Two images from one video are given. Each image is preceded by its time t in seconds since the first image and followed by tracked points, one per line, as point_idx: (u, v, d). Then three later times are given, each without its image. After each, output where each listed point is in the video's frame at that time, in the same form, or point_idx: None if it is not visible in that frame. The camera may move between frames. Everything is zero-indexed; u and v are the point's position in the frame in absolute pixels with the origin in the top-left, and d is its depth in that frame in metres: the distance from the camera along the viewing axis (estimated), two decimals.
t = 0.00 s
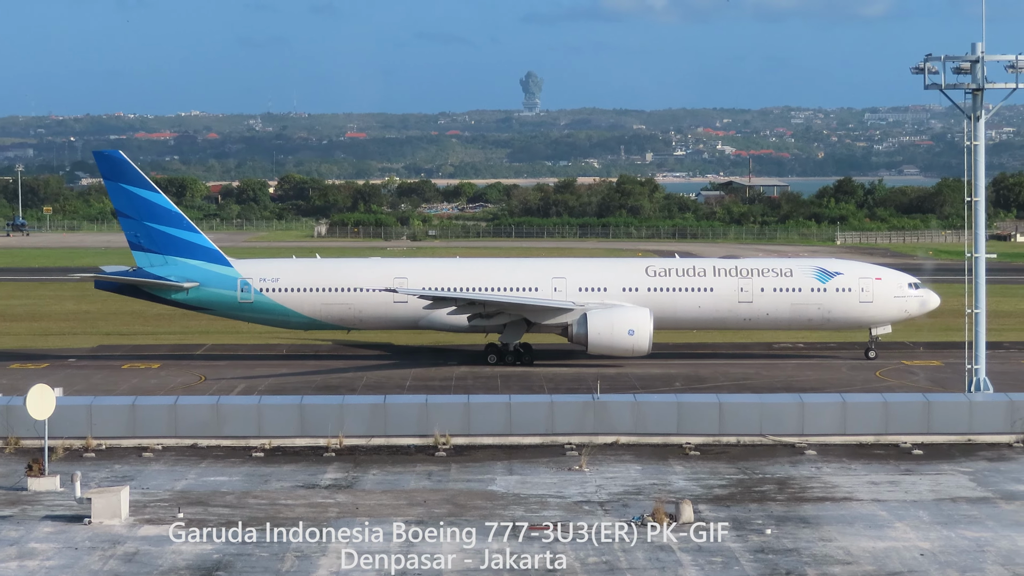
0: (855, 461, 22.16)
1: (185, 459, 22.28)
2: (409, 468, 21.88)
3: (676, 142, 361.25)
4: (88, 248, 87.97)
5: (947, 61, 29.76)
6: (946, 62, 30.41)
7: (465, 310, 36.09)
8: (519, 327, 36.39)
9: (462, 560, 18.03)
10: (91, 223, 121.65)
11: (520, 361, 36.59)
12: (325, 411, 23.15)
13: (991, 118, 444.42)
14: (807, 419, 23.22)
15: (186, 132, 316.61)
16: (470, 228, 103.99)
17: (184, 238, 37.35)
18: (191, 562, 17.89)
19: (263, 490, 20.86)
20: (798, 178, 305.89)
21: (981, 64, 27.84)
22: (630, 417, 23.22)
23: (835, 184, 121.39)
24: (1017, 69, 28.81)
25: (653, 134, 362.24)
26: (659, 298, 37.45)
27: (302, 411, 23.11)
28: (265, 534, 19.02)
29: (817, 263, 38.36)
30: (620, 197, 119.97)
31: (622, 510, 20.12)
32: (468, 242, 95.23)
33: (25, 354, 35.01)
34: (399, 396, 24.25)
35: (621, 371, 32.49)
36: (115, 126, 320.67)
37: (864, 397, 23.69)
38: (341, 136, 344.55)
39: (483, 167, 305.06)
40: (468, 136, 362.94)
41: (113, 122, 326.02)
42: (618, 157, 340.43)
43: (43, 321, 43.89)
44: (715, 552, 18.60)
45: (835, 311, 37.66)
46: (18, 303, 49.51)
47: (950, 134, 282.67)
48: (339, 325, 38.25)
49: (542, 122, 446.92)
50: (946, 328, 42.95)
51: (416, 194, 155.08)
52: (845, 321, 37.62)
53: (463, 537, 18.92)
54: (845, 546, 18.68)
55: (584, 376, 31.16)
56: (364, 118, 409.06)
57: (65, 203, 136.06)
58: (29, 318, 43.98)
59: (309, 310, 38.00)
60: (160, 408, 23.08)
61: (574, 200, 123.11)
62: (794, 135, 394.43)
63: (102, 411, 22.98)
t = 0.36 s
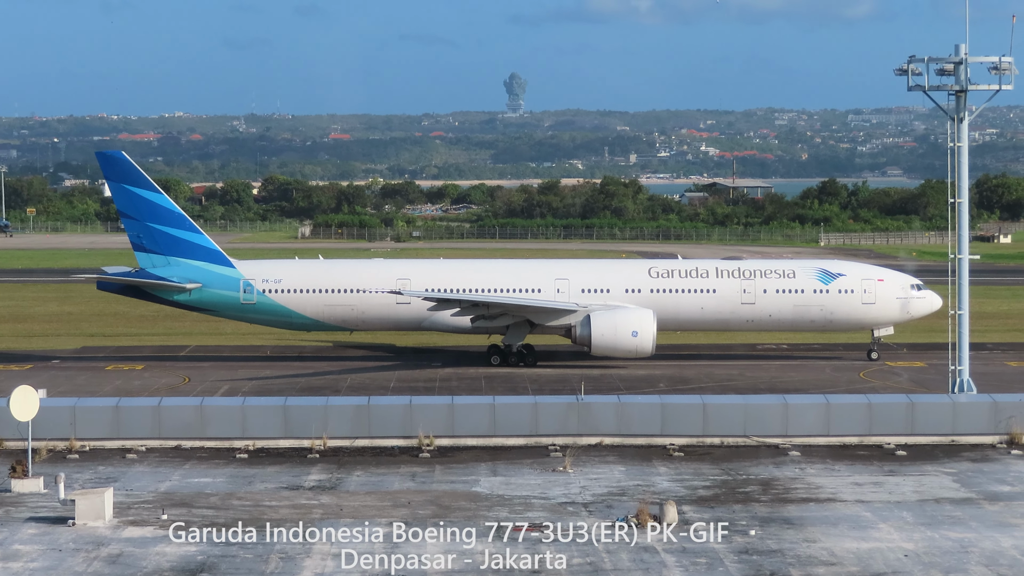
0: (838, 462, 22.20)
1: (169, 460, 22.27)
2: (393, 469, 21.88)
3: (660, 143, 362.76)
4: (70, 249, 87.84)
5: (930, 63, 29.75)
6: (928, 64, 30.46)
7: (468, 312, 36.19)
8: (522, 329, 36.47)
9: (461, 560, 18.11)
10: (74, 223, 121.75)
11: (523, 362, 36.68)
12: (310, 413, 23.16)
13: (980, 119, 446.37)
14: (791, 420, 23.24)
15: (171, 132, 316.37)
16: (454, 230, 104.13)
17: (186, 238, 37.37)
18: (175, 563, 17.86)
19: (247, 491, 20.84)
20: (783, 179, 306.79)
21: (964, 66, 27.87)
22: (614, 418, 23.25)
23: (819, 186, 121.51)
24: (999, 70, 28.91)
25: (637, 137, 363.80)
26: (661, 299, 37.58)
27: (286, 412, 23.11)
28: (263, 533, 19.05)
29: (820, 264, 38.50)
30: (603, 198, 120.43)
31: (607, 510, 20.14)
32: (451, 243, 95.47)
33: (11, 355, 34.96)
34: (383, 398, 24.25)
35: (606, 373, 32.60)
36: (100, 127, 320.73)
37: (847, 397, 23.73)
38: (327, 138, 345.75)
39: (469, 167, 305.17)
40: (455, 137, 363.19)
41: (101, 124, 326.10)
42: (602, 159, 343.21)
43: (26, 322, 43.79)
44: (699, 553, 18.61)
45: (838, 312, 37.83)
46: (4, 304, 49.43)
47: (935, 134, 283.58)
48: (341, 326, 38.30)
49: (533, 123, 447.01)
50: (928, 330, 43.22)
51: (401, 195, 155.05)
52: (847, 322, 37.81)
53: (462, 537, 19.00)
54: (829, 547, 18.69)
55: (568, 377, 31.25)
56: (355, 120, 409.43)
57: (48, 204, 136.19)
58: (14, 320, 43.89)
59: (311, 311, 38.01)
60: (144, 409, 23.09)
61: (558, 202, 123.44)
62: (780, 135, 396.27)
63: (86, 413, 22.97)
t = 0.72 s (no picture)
0: (837, 463, 22.18)
1: (167, 461, 22.27)
2: (390, 470, 21.88)
3: (657, 144, 363.87)
4: (68, 251, 87.87)
5: (928, 63, 29.69)
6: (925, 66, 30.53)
7: (486, 313, 36.45)
8: (539, 330, 36.79)
9: (463, 560, 18.12)
10: (72, 225, 122.06)
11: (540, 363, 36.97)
12: (307, 414, 23.16)
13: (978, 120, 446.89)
14: (790, 421, 23.22)
15: (167, 134, 316.75)
16: (452, 231, 104.14)
17: (203, 239, 37.63)
18: (173, 564, 17.85)
19: (245, 493, 20.84)
20: (779, 180, 307.23)
21: (961, 67, 27.95)
22: (613, 420, 23.24)
23: (817, 187, 121.57)
24: (996, 71, 28.98)
25: (635, 137, 364.09)
26: (678, 300, 37.88)
27: (284, 413, 23.10)
28: (264, 534, 19.08)
29: (836, 265, 38.76)
30: (601, 199, 120.50)
31: (604, 511, 20.14)
32: (450, 244, 95.50)
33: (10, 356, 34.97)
34: (380, 398, 24.24)
35: (604, 374, 32.65)
36: (97, 130, 321.29)
37: (846, 398, 23.71)
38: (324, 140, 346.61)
39: (465, 167, 305.72)
40: (450, 139, 363.61)
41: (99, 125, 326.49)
42: (600, 160, 342.29)
43: (25, 323, 43.81)
44: (697, 554, 18.61)
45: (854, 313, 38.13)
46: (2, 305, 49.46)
47: (931, 135, 284.06)
48: (358, 326, 38.60)
49: (530, 125, 446.85)
50: (926, 333, 43.28)
51: (398, 197, 155.02)
52: (864, 323, 38.11)
53: (463, 537, 19.01)
54: (827, 548, 18.68)
55: (566, 378, 31.29)
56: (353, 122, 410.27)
57: (46, 206, 136.43)
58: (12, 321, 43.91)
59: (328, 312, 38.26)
60: (142, 410, 23.08)
61: (555, 203, 123.45)
62: (777, 136, 396.91)
63: (83, 414, 22.98)
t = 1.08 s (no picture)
0: (828, 463, 22.20)
1: (158, 462, 22.26)
2: (381, 471, 21.88)
3: (648, 145, 364.77)
4: (57, 252, 87.76)
5: (919, 63, 29.69)
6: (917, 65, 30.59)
7: (498, 314, 36.83)
8: (550, 330, 37.17)
9: (463, 560, 18.14)
10: (63, 225, 122.12)
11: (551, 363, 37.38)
12: (298, 414, 23.17)
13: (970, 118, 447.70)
14: (781, 421, 23.24)
15: (158, 134, 316.55)
16: (443, 232, 104.18)
17: (213, 240, 37.91)
18: (164, 565, 17.86)
19: (236, 493, 20.85)
20: (770, 180, 307.89)
21: (952, 68, 28.13)
22: (603, 420, 23.26)
23: (807, 188, 121.91)
24: (987, 72, 29.12)
25: (627, 138, 364.66)
26: (688, 300, 38.34)
27: (275, 414, 23.09)
28: (263, 534, 19.10)
29: (847, 266, 39.13)
30: (592, 200, 120.59)
31: (595, 512, 20.16)
32: (441, 245, 95.56)
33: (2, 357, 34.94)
34: (372, 399, 24.25)
35: (594, 374, 32.69)
36: (90, 130, 321.31)
37: (837, 398, 23.73)
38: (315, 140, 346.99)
39: (456, 168, 305.64)
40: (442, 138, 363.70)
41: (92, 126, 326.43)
42: (590, 160, 343.08)
43: (16, 324, 43.78)
44: (688, 554, 18.63)
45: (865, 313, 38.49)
46: None
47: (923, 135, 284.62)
48: (369, 327, 39.04)
49: (524, 125, 447.27)
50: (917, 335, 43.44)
51: (389, 197, 155.21)
52: (875, 323, 38.45)
53: (462, 537, 19.05)
54: (817, 548, 18.71)
55: (558, 379, 31.35)
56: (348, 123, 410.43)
57: (36, 206, 136.39)
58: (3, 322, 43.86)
59: (338, 313, 38.70)
60: (133, 410, 23.09)
61: (546, 204, 123.45)
62: (769, 136, 397.64)
63: (75, 414, 22.97)
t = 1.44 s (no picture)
0: (814, 461, 22.22)
1: (144, 460, 22.24)
2: (368, 469, 21.87)
3: (635, 143, 366.18)
4: (44, 250, 87.61)
5: (905, 62, 29.72)
6: (904, 63, 30.78)
7: (504, 312, 37.57)
8: (556, 328, 37.98)
9: (461, 560, 18.10)
10: (49, 223, 122.11)
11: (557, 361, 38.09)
12: (284, 412, 23.15)
13: (962, 118, 447.90)
14: (767, 419, 23.27)
15: (146, 133, 315.80)
16: (430, 230, 104.25)
17: (219, 238, 38.94)
18: (150, 564, 17.83)
19: (222, 492, 20.82)
20: (758, 179, 308.83)
21: (939, 66, 28.37)
22: (590, 419, 23.25)
23: (794, 186, 122.47)
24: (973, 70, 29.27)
25: (618, 138, 365.33)
26: (695, 298, 39.23)
27: (261, 412, 23.07)
28: (263, 534, 19.06)
29: (852, 265, 40.07)
30: (578, 198, 120.79)
31: (582, 510, 20.17)
32: (428, 243, 95.73)
33: None
34: (358, 397, 24.23)
35: (580, 373, 32.77)
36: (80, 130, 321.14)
37: (823, 397, 23.76)
38: (304, 138, 347.41)
39: (442, 167, 304.96)
40: (432, 137, 363.71)
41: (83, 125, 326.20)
42: (577, 158, 343.76)
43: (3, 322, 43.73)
44: (674, 553, 18.65)
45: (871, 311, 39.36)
46: None
47: (911, 134, 285.57)
48: (375, 325, 39.93)
49: (516, 124, 447.75)
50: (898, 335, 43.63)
51: (376, 195, 155.53)
52: (880, 321, 39.32)
53: (461, 537, 19.02)
54: (803, 546, 18.72)
55: (544, 377, 31.46)
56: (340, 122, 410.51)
57: (22, 204, 136.29)
58: None
59: (344, 310, 39.65)
60: (119, 409, 23.06)
61: (533, 202, 123.58)
62: (756, 135, 398.95)
63: (60, 413, 22.95)
